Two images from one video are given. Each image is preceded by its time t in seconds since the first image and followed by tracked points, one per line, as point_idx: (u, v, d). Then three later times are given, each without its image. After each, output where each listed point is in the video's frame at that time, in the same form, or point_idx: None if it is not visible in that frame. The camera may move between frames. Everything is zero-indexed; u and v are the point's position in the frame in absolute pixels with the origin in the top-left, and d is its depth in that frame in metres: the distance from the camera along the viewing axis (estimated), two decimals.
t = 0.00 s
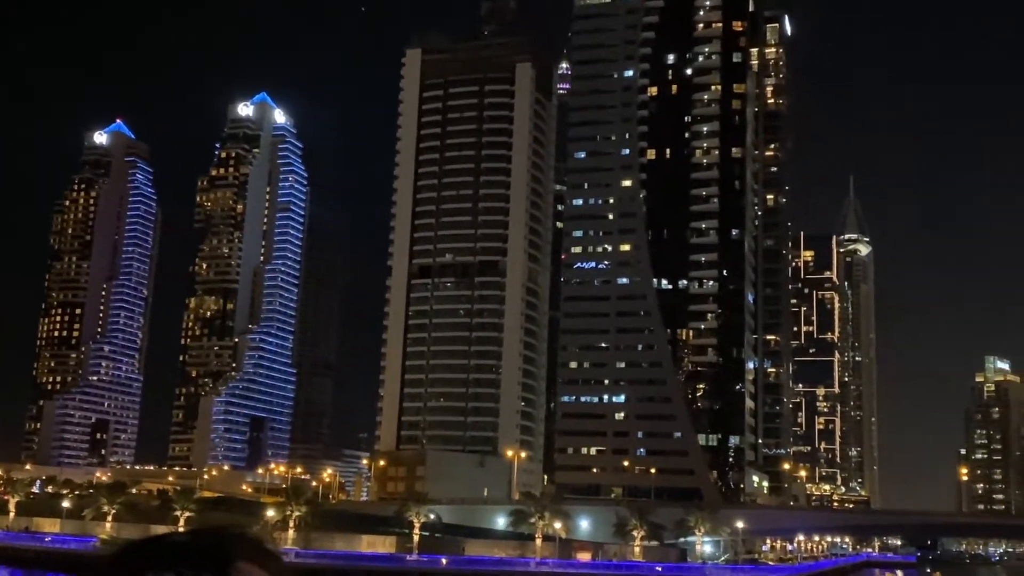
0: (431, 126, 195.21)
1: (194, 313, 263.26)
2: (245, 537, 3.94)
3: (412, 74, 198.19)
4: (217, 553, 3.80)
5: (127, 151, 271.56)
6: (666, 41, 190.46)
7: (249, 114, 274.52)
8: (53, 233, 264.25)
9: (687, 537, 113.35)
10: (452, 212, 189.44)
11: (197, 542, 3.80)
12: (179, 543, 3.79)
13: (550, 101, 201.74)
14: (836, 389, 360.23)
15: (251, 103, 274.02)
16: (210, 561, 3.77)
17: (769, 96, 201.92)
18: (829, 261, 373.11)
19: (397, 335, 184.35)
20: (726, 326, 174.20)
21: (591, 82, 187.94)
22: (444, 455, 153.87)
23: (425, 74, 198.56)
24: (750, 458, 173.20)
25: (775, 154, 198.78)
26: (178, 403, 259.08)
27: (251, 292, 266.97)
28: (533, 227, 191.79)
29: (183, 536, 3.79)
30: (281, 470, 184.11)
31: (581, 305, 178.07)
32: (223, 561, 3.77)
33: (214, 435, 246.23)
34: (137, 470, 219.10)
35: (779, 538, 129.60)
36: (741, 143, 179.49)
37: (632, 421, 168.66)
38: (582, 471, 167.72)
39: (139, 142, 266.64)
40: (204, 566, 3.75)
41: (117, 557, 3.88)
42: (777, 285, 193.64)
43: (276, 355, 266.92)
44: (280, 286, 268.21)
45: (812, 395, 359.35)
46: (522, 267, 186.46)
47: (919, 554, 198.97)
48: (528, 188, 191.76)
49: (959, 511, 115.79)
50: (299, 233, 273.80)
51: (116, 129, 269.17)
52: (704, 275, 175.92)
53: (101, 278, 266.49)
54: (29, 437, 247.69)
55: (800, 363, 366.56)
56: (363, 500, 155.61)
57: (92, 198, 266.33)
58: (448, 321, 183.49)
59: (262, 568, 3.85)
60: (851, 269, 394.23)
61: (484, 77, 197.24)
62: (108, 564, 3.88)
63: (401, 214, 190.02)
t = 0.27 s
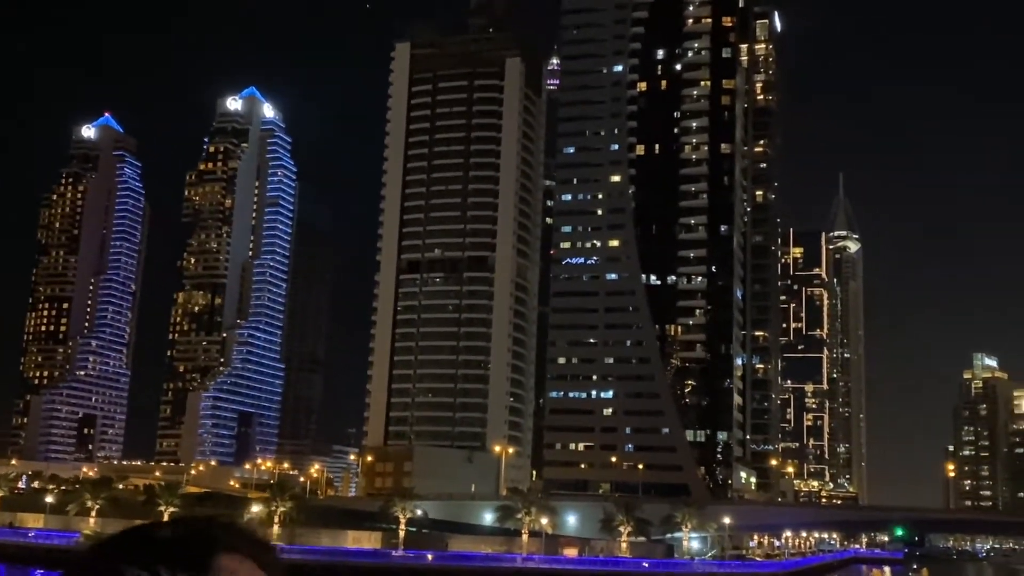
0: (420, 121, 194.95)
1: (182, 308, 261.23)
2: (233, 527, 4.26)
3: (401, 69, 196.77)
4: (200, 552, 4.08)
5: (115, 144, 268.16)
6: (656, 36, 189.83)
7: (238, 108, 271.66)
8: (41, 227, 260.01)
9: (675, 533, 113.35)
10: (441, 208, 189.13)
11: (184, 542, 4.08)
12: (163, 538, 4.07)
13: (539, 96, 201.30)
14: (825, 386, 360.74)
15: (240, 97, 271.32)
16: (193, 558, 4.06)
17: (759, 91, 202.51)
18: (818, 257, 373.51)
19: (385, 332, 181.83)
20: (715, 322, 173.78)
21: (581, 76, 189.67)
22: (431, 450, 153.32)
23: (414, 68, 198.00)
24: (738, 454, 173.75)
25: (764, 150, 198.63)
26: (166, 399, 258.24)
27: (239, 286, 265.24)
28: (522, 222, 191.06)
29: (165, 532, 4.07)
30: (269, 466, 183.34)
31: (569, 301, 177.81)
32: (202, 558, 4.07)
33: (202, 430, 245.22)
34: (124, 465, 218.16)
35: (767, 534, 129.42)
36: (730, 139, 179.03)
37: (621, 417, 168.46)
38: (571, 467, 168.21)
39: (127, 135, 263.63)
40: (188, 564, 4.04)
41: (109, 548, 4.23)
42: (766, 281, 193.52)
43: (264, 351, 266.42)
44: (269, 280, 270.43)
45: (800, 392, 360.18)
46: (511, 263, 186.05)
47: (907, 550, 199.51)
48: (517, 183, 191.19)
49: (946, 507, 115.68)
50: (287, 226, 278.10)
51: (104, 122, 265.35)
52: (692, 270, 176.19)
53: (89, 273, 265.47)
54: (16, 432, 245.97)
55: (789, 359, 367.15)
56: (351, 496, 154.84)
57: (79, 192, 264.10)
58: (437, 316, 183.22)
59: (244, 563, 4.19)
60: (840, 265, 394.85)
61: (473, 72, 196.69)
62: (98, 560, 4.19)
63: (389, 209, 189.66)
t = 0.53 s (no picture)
0: (409, 116, 194.31)
1: (170, 303, 259.21)
2: (226, 523, 3.61)
3: (391, 64, 195.37)
4: (187, 549, 3.42)
5: (102, 138, 266.28)
6: (646, 33, 190.34)
7: (226, 102, 268.69)
8: (28, 222, 260.57)
9: (662, 528, 113.64)
10: (429, 203, 188.10)
11: (178, 535, 3.44)
12: (157, 530, 3.42)
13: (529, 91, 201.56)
14: (814, 382, 361.21)
15: (229, 91, 268.91)
16: (182, 560, 3.41)
17: (748, 87, 202.23)
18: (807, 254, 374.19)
19: (373, 329, 180.75)
20: (704, 318, 173.71)
21: (569, 72, 188.07)
22: (418, 445, 152.83)
23: (404, 63, 196.41)
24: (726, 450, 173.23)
25: (753, 147, 198.54)
26: (152, 394, 256.46)
27: (228, 279, 263.96)
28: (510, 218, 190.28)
29: (149, 531, 3.40)
30: (256, 462, 182.49)
31: (558, 297, 177.39)
32: (193, 559, 3.39)
33: (190, 425, 240.97)
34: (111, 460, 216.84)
35: (754, 530, 129.47)
36: (719, 135, 179.23)
37: (610, 413, 168.14)
38: (558, 462, 167.02)
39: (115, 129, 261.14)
40: (183, 563, 3.37)
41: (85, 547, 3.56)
42: (755, 278, 193.38)
43: (252, 346, 266.14)
44: (258, 275, 270.43)
45: (789, 388, 360.73)
46: (500, 257, 185.81)
47: (894, 546, 199.90)
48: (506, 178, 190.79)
49: (934, 502, 115.79)
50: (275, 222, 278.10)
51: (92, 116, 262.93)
52: (681, 266, 175.67)
53: (76, 267, 263.88)
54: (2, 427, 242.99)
55: (777, 356, 367.59)
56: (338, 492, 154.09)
57: (67, 186, 262.21)
58: (425, 311, 183.24)
59: (238, 561, 3.53)
60: (829, 263, 395.47)
61: (462, 66, 196.13)
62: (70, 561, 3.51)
63: (378, 205, 188.54)
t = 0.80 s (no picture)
0: (398, 111, 193.47)
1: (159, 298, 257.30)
2: (198, 517, 3.28)
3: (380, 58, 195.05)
4: (158, 546, 3.10)
5: (91, 133, 264.08)
6: (636, 27, 189.63)
7: (215, 97, 266.36)
8: (15, 216, 258.75)
9: (649, 524, 113.77)
10: (418, 199, 187.40)
11: (150, 529, 3.11)
12: (123, 528, 3.08)
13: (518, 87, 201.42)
14: (802, 379, 361.82)
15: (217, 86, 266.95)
16: (150, 560, 3.07)
17: (738, 83, 201.59)
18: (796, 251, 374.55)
19: (361, 325, 181.05)
20: (692, 314, 173.41)
21: (558, 66, 191.21)
22: (406, 441, 151.74)
23: (393, 57, 195.88)
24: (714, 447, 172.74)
25: (742, 143, 198.37)
26: (140, 389, 254.95)
27: (216, 275, 261.99)
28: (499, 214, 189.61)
29: (116, 527, 3.07)
30: (244, 457, 182.01)
31: (547, 293, 177.26)
32: (163, 560, 3.05)
33: (177, 421, 240.43)
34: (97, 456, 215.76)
35: (740, 526, 129.42)
36: (709, 131, 178.59)
37: (598, 409, 168.26)
38: (546, 459, 166.99)
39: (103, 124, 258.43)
40: (158, 561, 3.06)
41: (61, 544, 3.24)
42: (744, 274, 193.38)
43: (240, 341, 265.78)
44: (246, 270, 270.12)
45: (778, 384, 361.47)
46: (489, 253, 185.29)
47: (882, 543, 200.17)
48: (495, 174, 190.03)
49: (922, 499, 115.72)
50: (263, 216, 278.76)
51: (80, 110, 260.69)
52: (669, 263, 175.52)
53: (64, 262, 263.56)
54: None
55: (766, 352, 367.80)
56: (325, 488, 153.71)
57: (55, 180, 260.72)
58: (414, 307, 182.37)
59: (215, 557, 3.22)
60: (818, 260, 395.81)
61: (451, 61, 195.75)
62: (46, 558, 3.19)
63: (367, 199, 187.67)
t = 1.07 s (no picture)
0: (386, 106, 192.87)
1: (145, 293, 254.05)
2: (174, 513, 3.12)
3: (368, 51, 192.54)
4: (139, 541, 2.98)
5: (78, 127, 261.72)
6: (625, 23, 190.57)
7: (202, 91, 266.64)
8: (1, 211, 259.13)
9: (635, 520, 113.99)
10: (406, 195, 188.14)
11: (129, 523, 3.01)
12: (96, 524, 2.96)
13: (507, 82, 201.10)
14: (791, 375, 362.63)
15: (205, 80, 266.67)
16: (126, 555, 2.91)
17: (726, 80, 202.16)
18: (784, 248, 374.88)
19: (349, 321, 179.43)
20: (679, 311, 173.96)
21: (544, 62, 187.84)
22: (394, 437, 150.92)
23: (381, 51, 193.65)
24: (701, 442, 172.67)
25: (731, 139, 198.31)
26: (128, 385, 252.53)
27: (204, 272, 260.60)
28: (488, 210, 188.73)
29: (96, 525, 2.93)
30: (231, 453, 181.25)
31: (538, 289, 176.04)
32: (142, 558, 2.94)
33: (164, 416, 239.35)
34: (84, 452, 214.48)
35: (728, 522, 129.26)
36: (697, 127, 179.07)
37: (585, 405, 167.93)
38: (535, 455, 166.90)
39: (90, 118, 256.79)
40: (143, 557, 2.94)
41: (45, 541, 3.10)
42: (732, 271, 193.38)
43: (228, 337, 263.89)
44: (233, 265, 267.83)
45: (766, 381, 362.20)
46: (478, 248, 184.04)
47: (869, 539, 200.71)
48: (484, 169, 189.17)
49: (907, 495, 115.73)
50: (251, 212, 276.42)
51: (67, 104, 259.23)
52: (658, 259, 176.06)
53: (50, 258, 260.38)
54: None
55: (755, 349, 368.26)
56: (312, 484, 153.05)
57: (41, 175, 259.77)
58: (401, 302, 182.05)
59: (205, 555, 3.10)
60: (807, 257, 396.44)
61: (440, 55, 194.56)
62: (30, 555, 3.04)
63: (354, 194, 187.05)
